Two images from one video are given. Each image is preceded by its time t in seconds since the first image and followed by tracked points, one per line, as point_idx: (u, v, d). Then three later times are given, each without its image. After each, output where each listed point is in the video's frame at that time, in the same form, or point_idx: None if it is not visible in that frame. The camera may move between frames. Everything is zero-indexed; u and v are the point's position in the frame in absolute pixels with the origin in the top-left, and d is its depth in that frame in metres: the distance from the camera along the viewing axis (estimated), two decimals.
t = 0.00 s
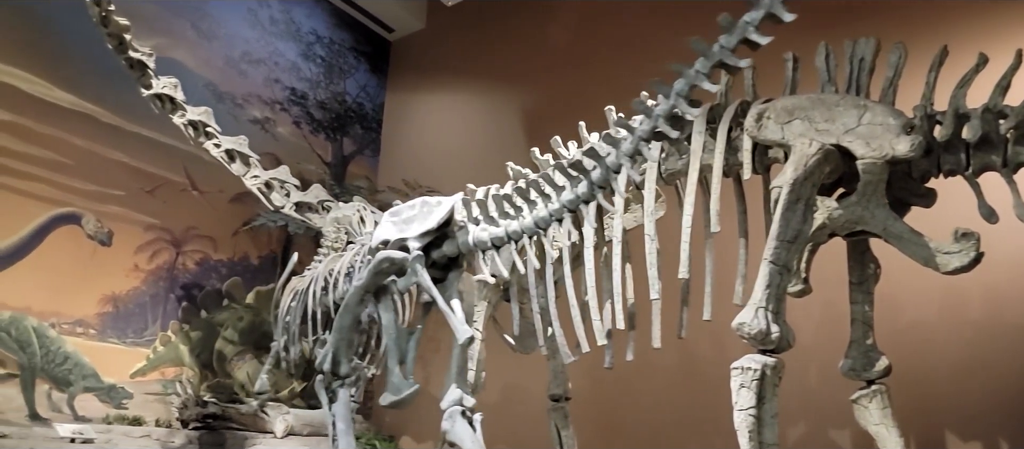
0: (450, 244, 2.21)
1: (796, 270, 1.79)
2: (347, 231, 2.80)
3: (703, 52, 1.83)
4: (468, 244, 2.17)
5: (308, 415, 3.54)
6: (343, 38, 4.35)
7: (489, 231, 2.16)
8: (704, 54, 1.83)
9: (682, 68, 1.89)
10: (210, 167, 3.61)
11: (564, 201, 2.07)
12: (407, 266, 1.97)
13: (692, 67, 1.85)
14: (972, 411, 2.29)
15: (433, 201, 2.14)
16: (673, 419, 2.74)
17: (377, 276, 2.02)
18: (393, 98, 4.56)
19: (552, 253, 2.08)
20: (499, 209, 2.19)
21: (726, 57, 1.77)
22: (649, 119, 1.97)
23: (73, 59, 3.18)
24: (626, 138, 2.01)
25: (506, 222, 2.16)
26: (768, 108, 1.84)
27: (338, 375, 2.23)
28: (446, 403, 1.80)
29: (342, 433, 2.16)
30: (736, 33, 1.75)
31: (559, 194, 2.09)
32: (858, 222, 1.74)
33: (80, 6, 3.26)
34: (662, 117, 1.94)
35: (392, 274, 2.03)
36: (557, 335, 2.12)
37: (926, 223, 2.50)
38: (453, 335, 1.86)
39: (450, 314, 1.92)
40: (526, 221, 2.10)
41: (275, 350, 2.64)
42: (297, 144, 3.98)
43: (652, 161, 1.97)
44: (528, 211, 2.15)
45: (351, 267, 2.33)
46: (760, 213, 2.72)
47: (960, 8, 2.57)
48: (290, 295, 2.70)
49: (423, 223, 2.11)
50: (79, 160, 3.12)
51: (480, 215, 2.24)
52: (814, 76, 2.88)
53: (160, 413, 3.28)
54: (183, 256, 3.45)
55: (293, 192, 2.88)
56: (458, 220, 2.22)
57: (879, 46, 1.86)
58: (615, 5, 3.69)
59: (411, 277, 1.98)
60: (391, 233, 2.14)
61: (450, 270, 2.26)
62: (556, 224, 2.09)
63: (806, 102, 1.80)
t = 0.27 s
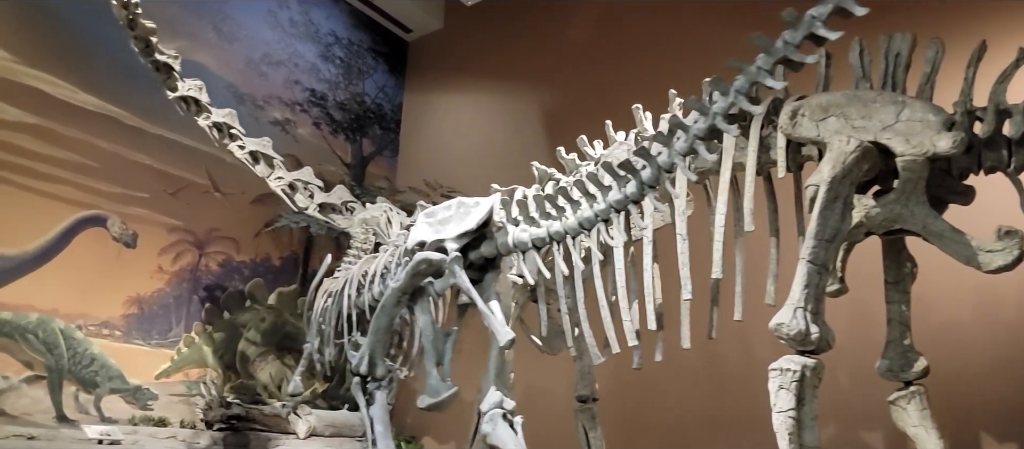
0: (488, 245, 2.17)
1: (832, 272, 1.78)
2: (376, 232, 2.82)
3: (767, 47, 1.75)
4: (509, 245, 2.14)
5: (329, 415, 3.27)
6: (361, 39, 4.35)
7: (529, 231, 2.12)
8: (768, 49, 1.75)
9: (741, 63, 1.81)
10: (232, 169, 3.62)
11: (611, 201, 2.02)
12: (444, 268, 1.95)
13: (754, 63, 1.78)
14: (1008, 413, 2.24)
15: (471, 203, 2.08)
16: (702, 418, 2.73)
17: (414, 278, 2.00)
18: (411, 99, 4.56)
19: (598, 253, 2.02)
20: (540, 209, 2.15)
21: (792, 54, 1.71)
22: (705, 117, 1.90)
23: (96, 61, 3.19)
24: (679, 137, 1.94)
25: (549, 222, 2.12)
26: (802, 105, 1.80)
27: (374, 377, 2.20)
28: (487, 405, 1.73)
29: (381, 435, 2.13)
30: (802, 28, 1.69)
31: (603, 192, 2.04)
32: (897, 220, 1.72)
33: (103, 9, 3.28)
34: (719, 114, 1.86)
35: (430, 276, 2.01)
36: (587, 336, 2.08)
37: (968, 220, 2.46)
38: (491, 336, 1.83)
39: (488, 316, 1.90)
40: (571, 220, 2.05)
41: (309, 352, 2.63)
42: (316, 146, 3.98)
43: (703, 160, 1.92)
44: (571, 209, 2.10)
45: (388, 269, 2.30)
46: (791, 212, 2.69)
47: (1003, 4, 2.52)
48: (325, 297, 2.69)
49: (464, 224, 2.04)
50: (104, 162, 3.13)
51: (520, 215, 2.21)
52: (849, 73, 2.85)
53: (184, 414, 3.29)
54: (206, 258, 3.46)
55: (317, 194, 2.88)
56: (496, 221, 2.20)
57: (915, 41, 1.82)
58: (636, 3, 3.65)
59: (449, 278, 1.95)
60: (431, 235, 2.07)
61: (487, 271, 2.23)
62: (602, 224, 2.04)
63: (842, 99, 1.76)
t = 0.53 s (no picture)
0: (527, 247, 2.17)
1: (869, 274, 1.72)
2: (404, 234, 2.80)
3: (834, 45, 1.62)
4: (550, 247, 2.11)
5: (351, 419, 3.28)
6: (379, 41, 4.35)
7: (570, 233, 2.08)
8: (833, 48, 1.62)
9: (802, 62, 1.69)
10: (253, 171, 3.64)
11: (659, 202, 1.94)
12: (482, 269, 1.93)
13: (815, 61, 1.65)
14: None
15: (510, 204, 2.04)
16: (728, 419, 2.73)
17: (452, 282, 1.98)
18: (429, 101, 4.56)
19: (645, 254, 1.94)
20: (581, 210, 2.10)
21: (856, 54, 1.58)
22: (762, 117, 1.79)
23: (121, 64, 3.21)
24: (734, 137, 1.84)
25: (591, 223, 2.07)
26: (837, 105, 1.78)
27: (411, 380, 2.21)
28: (527, 409, 1.72)
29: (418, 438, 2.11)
30: (869, 26, 1.54)
31: (650, 193, 1.97)
32: (933, 221, 1.70)
33: (127, 13, 3.30)
34: (778, 115, 1.75)
35: (467, 280, 1.99)
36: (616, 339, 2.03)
37: (1009, 220, 2.41)
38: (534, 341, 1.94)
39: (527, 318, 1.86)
40: (615, 221, 1.99)
41: (342, 354, 2.64)
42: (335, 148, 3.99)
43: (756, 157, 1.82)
44: (614, 211, 2.04)
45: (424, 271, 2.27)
46: (821, 212, 2.65)
47: None
48: (356, 299, 2.69)
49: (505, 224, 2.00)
50: (128, 165, 3.16)
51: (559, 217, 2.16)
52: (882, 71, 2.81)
53: (207, 416, 3.31)
54: (229, 259, 3.48)
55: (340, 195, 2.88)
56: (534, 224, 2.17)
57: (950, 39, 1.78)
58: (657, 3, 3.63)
59: (487, 281, 1.93)
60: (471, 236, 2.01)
61: (524, 273, 2.25)
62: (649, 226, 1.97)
63: (876, 98, 1.74)
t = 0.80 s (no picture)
0: (564, 249, 2.00)
1: (903, 275, 1.70)
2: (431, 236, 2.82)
3: (894, 45, 1.60)
4: (590, 250, 1.95)
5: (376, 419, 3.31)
6: (395, 43, 4.37)
7: (611, 235, 1.96)
8: (894, 48, 1.61)
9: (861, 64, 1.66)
10: (273, 173, 3.66)
11: (705, 205, 1.85)
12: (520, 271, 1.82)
13: (876, 62, 1.62)
14: None
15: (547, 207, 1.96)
16: (753, 420, 2.71)
17: (491, 282, 1.86)
18: (445, 102, 4.57)
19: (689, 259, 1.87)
20: (621, 212, 1.99)
21: (921, 55, 1.57)
22: (818, 120, 1.74)
23: (143, 68, 3.23)
24: (788, 140, 1.78)
25: (633, 226, 1.96)
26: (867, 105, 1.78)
27: (449, 382, 1.99)
28: (568, 412, 1.70)
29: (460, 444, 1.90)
30: (933, 28, 1.55)
31: (696, 197, 1.89)
32: (968, 222, 1.69)
33: (149, 17, 3.32)
34: (835, 117, 1.70)
35: (504, 281, 1.86)
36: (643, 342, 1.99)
37: None
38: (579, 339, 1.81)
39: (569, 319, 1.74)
40: (660, 223, 1.89)
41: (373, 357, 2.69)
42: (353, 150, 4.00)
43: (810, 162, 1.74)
44: (657, 214, 1.94)
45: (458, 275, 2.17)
46: (848, 213, 2.64)
47: None
48: (383, 301, 2.74)
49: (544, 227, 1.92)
50: (151, 168, 3.17)
51: (598, 220, 2.04)
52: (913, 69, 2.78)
53: (228, 418, 3.32)
54: (249, 262, 3.49)
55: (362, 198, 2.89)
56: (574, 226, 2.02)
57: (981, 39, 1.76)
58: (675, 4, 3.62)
59: (526, 284, 1.81)
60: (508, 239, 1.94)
61: (561, 276, 2.07)
62: (693, 230, 1.88)
63: (908, 98, 1.74)
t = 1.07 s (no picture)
0: (598, 253, 1.95)
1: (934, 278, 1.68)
2: (453, 239, 2.81)
3: (954, 48, 1.56)
4: (625, 254, 1.91)
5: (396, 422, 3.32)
6: (409, 46, 4.37)
7: (647, 239, 1.91)
8: (953, 51, 1.56)
9: (916, 66, 1.62)
10: (288, 176, 3.67)
11: (749, 208, 1.79)
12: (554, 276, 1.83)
13: (933, 65, 1.59)
14: None
15: (579, 209, 1.87)
16: (773, 423, 2.71)
17: (523, 289, 1.85)
18: (458, 104, 4.57)
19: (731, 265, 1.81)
20: (659, 216, 1.93)
21: (982, 58, 1.52)
22: (869, 123, 1.67)
23: (160, 70, 3.24)
24: (837, 143, 1.70)
25: (671, 229, 1.90)
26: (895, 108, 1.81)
27: (479, 386, 1.97)
28: (602, 417, 1.69)
29: None
30: (995, 31, 1.50)
31: (739, 201, 1.81)
32: (1000, 225, 1.66)
33: (166, 19, 3.33)
34: (889, 120, 1.64)
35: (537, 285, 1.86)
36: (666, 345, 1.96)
37: None
38: (610, 346, 1.82)
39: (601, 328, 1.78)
40: (701, 228, 1.83)
41: (400, 360, 2.64)
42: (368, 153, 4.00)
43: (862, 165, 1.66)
44: (697, 218, 1.87)
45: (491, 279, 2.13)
46: (873, 215, 2.62)
47: None
48: (408, 303, 2.70)
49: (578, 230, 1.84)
50: (167, 170, 3.18)
51: (633, 224, 1.99)
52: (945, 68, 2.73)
53: (244, 421, 3.32)
54: (264, 264, 3.49)
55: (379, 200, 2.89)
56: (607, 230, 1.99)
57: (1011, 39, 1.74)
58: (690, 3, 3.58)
59: (559, 287, 1.81)
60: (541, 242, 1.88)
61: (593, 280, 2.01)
62: (735, 234, 1.82)
63: (937, 101, 1.73)
